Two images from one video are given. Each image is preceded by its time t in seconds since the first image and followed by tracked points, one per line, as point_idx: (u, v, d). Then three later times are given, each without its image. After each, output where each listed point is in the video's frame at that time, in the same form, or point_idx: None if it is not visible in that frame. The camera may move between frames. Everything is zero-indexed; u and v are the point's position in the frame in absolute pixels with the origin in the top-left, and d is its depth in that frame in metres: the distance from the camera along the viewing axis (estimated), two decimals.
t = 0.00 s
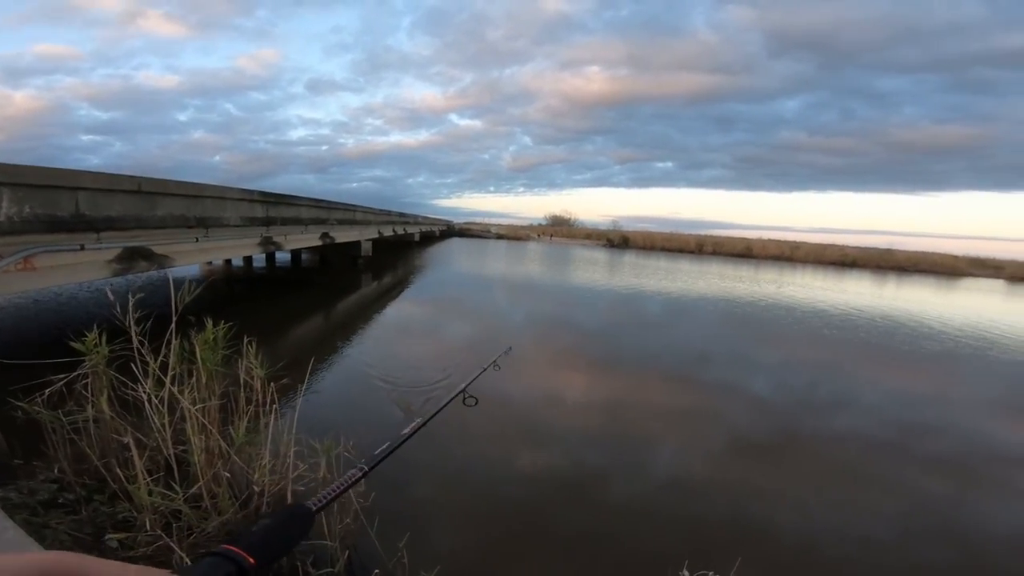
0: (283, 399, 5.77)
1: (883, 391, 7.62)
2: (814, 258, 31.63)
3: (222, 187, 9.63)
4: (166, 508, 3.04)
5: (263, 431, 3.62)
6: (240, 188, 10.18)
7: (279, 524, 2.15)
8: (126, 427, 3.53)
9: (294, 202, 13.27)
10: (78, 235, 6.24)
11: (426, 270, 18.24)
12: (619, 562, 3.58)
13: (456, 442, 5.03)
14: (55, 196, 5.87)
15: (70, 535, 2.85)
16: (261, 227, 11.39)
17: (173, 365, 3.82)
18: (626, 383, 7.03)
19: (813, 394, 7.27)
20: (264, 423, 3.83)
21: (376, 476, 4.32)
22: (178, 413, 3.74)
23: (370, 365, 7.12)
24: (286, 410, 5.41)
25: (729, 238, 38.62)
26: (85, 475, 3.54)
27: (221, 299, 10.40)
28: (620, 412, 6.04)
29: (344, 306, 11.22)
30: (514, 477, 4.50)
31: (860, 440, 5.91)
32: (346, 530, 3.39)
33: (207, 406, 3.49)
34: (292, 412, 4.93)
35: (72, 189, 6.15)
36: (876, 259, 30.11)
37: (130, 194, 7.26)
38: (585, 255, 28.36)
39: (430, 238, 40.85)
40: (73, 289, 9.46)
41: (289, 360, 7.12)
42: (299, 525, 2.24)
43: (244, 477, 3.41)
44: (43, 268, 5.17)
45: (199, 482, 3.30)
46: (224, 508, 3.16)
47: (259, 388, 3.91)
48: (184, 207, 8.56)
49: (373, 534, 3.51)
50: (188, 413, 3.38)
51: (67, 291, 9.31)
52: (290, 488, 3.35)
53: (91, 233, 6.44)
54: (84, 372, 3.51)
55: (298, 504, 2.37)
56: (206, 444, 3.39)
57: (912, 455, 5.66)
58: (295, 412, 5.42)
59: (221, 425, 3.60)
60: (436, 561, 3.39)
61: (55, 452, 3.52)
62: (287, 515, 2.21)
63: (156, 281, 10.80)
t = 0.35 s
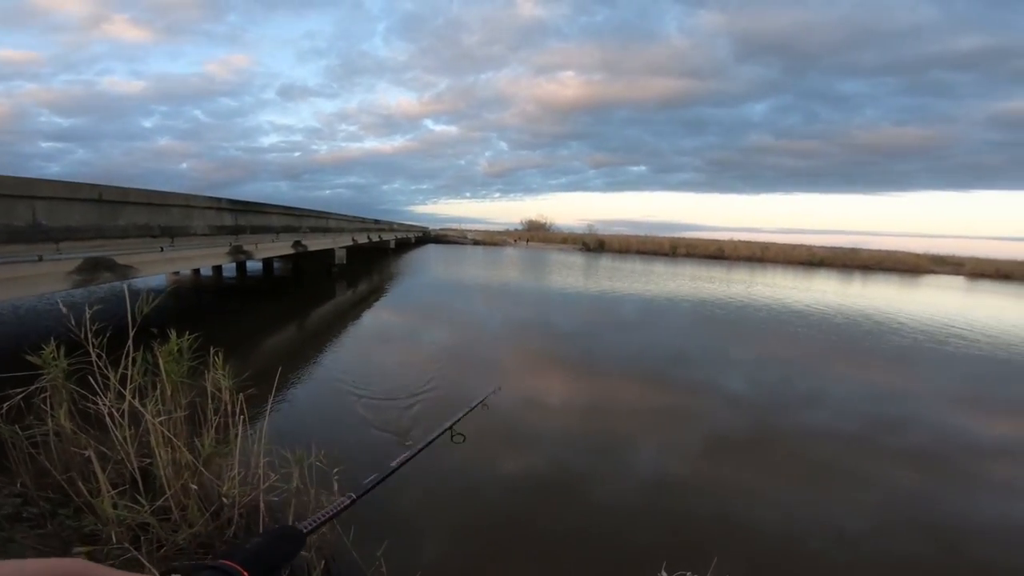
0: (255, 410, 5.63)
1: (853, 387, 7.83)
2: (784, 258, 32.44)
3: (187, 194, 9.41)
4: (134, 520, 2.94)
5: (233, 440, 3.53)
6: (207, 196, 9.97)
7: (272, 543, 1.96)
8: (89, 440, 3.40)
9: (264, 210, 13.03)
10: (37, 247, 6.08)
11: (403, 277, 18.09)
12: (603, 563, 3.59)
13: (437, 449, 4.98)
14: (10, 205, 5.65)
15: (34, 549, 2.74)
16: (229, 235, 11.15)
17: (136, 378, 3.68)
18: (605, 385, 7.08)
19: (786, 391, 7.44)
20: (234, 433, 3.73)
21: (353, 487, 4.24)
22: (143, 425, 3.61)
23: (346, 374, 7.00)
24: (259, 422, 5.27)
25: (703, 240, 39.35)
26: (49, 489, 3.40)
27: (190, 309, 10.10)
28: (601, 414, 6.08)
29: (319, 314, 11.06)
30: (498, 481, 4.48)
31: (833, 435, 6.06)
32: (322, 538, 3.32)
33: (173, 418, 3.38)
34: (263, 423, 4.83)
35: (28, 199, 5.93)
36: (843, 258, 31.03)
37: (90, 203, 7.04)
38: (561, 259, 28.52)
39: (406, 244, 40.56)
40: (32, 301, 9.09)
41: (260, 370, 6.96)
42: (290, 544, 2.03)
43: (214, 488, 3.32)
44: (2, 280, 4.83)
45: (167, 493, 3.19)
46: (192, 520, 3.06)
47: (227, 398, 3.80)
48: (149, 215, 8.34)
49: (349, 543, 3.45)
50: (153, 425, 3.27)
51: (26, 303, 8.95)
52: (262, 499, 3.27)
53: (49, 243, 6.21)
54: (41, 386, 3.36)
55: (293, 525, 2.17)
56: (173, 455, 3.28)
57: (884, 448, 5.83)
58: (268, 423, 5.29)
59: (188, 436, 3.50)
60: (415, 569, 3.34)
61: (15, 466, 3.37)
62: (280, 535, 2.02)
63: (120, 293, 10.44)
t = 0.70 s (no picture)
0: (252, 412, 5.62)
1: (852, 381, 7.86)
2: (781, 253, 32.51)
3: (182, 196, 9.39)
4: (132, 524, 2.94)
5: (230, 442, 3.52)
6: (202, 197, 9.95)
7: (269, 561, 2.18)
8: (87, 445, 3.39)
9: (260, 211, 13.00)
10: (32, 251, 6.06)
11: (401, 276, 18.09)
12: (605, 559, 3.60)
13: (437, 448, 5.00)
14: (4, 210, 5.63)
15: (33, 553, 2.74)
16: (225, 237, 11.14)
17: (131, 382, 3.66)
18: (604, 381, 7.09)
19: (785, 385, 7.45)
20: (230, 435, 3.73)
21: (351, 487, 4.25)
22: (140, 428, 3.60)
23: (344, 375, 7.00)
24: (256, 424, 5.27)
25: (700, 235, 39.37)
26: (48, 493, 3.39)
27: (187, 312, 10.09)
28: (601, 411, 6.09)
29: (316, 315, 11.04)
30: (498, 479, 4.49)
31: (831, 429, 6.08)
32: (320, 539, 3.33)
33: (169, 421, 3.36)
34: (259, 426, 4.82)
35: (22, 203, 5.91)
36: (840, 251, 31.10)
37: (85, 206, 7.02)
38: (559, 256, 28.51)
39: (404, 243, 40.51)
40: (28, 306, 9.06)
41: (258, 372, 6.96)
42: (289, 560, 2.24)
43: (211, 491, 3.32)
44: None
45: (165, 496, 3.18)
46: (190, 522, 3.07)
47: (223, 401, 3.80)
48: (144, 218, 8.32)
49: (347, 545, 3.45)
50: (150, 428, 3.26)
51: (22, 309, 8.91)
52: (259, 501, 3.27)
53: (43, 247, 6.19)
54: (37, 391, 3.34)
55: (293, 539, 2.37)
56: (170, 458, 3.28)
57: (882, 442, 5.85)
58: (266, 425, 5.29)
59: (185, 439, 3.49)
60: (413, 568, 3.36)
61: (12, 471, 3.35)
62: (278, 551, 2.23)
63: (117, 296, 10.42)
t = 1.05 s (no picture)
0: (258, 407, 5.66)
1: (861, 369, 7.80)
2: (788, 241, 32.23)
3: (184, 193, 9.42)
4: (138, 519, 2.97)
5: (233, 437, 3.54)
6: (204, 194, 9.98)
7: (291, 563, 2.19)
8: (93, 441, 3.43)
9: (262, 208, 13.01)
10: (35, 250, 6.10)
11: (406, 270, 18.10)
12: (611, 552, 3.59)
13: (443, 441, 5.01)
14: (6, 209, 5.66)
15: (42, 549, 2.78)
16: (228, 233, 11.18)
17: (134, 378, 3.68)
18: (610, 372, 7.08)
19: (792, 374, 7.40)
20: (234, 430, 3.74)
21: (356, 480, 4.27)
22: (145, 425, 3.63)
23: (349, 369, 7.03)
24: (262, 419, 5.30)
25: (705, 224, 39.13)
26: (58, 490, 3.44)
27: (193, 308, 10.17)
28: (607, 401, 6.08)
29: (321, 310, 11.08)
30: (505, 472, 4.50)
31: (839, 419, 6.04)
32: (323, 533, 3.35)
33: (172, 417, 3.38)
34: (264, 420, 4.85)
35: (24, 203, 5.94)
36: (847, 238, 30.80)
37: (87, 205, 7.06)
38: (563, 246, 28.39)
39: (408, 236, 40.50)
40: (36, 305, 9.16)
41: (264, 367, 7.00)
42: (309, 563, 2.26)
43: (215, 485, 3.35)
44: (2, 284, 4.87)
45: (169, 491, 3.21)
46: (194, 517, 3.09)
47: (225, 395, 3.81)
48: (147, 216, 8.36)
49: (351, 538, 3.47)
50: (152, 424, 3.28)
51: (29, 309, 8.99)
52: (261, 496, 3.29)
53: (47, 246, 6.23)
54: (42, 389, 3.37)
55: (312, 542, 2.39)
56: (174, 454, 3.30)
57: (891, 431, 5.80)
58: (271, 419, 5.33)
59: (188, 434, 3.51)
60: (417, 562, 3.37)
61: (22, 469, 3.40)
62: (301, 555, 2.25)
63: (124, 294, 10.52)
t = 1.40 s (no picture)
0: (270, 395, 5.73)
1: (875, 355, 7.72)
2: (801, 224, 31.81)
3: (193, 184, 9.50)
4: (151, 509, 3.03)
5: (242, 425, 3.58)
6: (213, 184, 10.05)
7: (278, 511, 2.14)
8: (108, 431, 3.49)
9: (271, 198, 13.08)
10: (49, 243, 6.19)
11: (415, 257, 18.16)
12: (620, 539, 3.61)
13: (454, 427, 5.06)
14: (19, 203, 5.73)
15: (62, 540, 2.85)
16: (238, 223, 11.28)
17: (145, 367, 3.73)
18: (621, 358, 7.07)
19: (805, 360, 7.35)
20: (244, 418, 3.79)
21: (363, 467, 4.33)
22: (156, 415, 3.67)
23: (360, 356, 7.09)
24: (273, 407, 5.36)
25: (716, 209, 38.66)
26: (76, 480, 3.52)
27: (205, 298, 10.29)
28: (618, 387, 6.09)
29: (331, 298, 11.14)
30: (516, 458, 4.54)
31: (852, 405, 5.99)
32: (331, 519, 3.41)
33: (182, 406, 3.42)
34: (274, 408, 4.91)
35: (35, 196, 6.01)
36: (862, 222, 30.31)
37: (98, 198, 7.15)
38: (574, 231, 28.25)
39: (417, 224, 40.55)
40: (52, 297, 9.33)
41: (275, 355, 7.07)
42: (293, 512, 2.21)
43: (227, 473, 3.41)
44: (18, 277, 4.97)
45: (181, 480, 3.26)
46: (206, 505, 3.15)
47: (236, 383, 3.85)
48: (156, 207, 8.44)
49: (358, 524, 3.51)
50: (163, 413, 3.33)
51: (44, 301, 9.14)
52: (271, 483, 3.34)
53: (61, 239, 6.33)
54: (56, 380, 3.43)
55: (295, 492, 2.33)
56: (185, 442, 3.35)
57: (905, 418, 5.75)
58: (284, 407, 5.40)
59: (199, 422, 3.55)
60: (423, 547, 3.42)
61: (41, 460, 3.48)
62: (286, 502, 2.20)
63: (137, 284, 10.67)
